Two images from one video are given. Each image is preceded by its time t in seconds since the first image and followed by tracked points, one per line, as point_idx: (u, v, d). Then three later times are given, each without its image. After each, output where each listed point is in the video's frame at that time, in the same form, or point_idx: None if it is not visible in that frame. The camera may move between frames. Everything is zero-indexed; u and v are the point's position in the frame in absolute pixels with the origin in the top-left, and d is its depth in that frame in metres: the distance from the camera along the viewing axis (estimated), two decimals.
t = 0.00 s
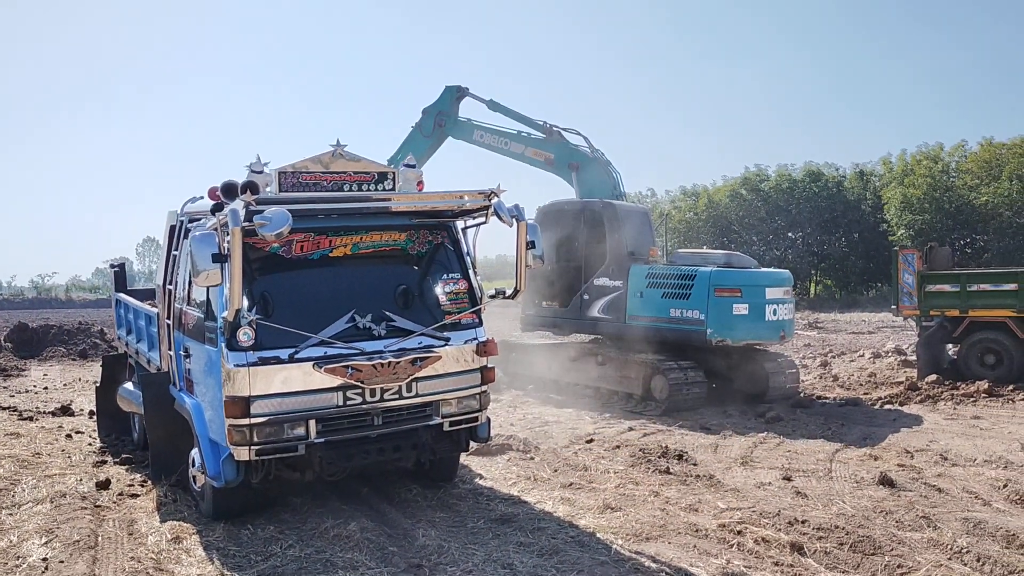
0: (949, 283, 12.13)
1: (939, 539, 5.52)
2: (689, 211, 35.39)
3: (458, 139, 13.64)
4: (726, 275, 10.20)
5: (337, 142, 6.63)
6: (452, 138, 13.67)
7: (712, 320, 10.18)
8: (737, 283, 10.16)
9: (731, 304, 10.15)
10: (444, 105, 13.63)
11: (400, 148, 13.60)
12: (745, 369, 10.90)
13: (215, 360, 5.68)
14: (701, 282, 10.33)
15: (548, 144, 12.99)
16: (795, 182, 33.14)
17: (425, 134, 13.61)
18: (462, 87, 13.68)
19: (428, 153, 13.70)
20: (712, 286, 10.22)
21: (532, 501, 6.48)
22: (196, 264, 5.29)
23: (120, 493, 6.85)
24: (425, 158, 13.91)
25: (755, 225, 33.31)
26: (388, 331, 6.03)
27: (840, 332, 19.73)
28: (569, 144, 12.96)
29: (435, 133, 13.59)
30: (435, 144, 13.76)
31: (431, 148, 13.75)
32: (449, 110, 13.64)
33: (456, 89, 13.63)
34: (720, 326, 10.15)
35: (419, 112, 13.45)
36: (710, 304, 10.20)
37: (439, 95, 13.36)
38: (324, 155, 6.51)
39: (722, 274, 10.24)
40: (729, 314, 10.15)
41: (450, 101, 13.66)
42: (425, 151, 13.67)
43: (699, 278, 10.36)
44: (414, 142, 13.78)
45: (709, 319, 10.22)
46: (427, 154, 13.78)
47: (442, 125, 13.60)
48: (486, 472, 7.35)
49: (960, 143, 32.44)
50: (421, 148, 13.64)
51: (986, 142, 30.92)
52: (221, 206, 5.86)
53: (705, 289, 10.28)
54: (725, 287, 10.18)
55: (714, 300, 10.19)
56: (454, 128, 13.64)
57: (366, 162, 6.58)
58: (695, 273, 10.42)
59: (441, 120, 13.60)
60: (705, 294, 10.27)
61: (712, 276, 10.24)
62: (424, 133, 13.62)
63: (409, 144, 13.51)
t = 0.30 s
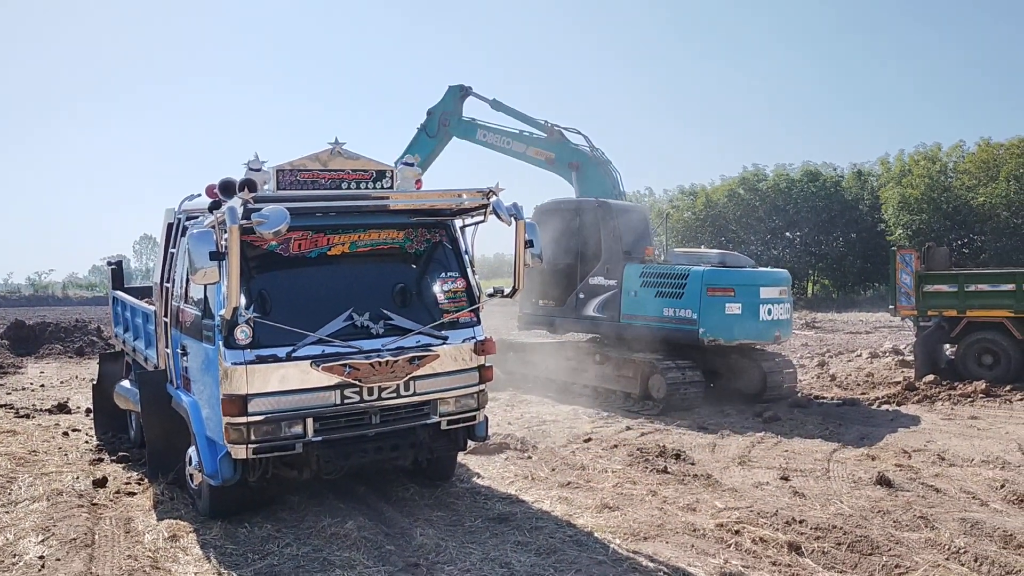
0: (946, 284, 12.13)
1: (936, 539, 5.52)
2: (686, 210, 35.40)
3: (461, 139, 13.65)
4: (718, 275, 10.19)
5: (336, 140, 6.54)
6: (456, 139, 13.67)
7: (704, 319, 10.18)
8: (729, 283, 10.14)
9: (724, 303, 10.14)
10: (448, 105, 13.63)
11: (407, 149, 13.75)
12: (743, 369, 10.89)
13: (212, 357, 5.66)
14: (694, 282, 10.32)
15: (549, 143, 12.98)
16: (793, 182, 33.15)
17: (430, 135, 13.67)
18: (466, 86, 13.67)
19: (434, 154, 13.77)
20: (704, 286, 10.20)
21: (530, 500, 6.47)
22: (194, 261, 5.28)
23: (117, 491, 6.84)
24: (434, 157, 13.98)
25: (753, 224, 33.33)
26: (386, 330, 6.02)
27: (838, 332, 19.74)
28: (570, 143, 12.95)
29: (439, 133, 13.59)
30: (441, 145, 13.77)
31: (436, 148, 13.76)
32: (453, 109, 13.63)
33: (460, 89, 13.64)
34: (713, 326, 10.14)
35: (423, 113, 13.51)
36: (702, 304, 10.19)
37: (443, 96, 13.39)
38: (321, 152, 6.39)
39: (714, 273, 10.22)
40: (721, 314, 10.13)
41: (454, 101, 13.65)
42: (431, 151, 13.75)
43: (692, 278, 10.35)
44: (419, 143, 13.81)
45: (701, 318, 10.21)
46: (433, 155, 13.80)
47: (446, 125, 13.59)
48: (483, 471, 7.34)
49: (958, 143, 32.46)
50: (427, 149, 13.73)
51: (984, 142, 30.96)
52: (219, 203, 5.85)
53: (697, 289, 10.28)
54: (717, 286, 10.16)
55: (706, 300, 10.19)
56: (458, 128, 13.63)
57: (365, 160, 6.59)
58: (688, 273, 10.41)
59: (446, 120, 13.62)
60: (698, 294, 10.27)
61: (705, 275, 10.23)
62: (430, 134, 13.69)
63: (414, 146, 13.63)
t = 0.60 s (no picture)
0: (940, 284, 12.15)
1: (932, 540, 5.53)
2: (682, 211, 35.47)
3: (461, 139, 13.74)
4: (709, 275, 10.20)
5: (332, 141, 6.58)
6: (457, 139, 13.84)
7: (695, 320, 10.19)
8: (720, 283, 10.15)
9: (715, 304, 10.15)
10: (448, 106, 13.79)
11: (411, 152, 14.06)
12: (738, 369, 10.90)
13: (207, 357, 5.65)
14: (685, 282, 10.33)
15: (547, 144, 12.99)
16: (788, 183, 33.23)
17: (432, 137, 13.92)
18: (466, 87, 13.67)
19: (437, 155, 14.02)
20: (696, 287, 10.22)
21: (525, 500, 6.47)
22: (189, 261, 5.27)
23: (111, 491, 6.81)
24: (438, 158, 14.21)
25: (748, 225, 33.41)
26: (381, 330, 6.01)
27: (833, 332, 19.81)
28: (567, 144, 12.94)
29: (440, 135, 13.87)
30: (444, 145, 14.05)
31: (440, 149, 14.08)
32: (453, 110, 13.78)
33: (460, 90, 13.68)
34: (703, 326, 10.16)
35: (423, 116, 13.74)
36: (693, 304, 10.21)
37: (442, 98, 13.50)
38: (318, 152, 6.44)
39: (705, 273, 10.24)
40: (712, 314, 10.14)
41: (454, 102, 13.76)
42: (433, 153, 14.01)
43: (684, 279, 10.37)
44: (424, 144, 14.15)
45: (692, 319, 10.23)
46: (437, 155, 14.12)
47: (447, 127, 13.82)
48: (479, 472, 7.34)
49: (952, 145, 32.57)
50: (429, 152, 14.00)
51: (978, 144, 31.08)
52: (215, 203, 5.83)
53: (688, 289, 10.29)
54: (708, 287, 10.17)
55: (697, 300, 10.20)
56: (458, 129, 13.77)
57: (361, 159, 6.59)
58: (680, 273, 10.43)
59: (446, 121, 13.79)
60: (689, 294, 10.28)
61: (696, 276, 10.24)
62: (432, 136, 13.93)
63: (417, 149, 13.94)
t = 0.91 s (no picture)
0: (938, 284, 12.18)
1: (931, 539, 5.53)
2: (680, 211, 35.51)
3: (463, 140, 13.76)
4: (704, 275, 10.21)
5: (331, 141, 6.55)
6: (460, 139, 13.83)
7: (690, 319, 10.21)
8: (714, 283, 10.16)
9: (709, 303, 10.15)
10: (450, 107, 13.81)
11: (416, 155, 14.15)
12: (735, 368, 10.94)
13: (206, 358, 5.64)
14: (680, 282, 10.34)
15: (547, 144, 13.00)
16: (786, 183, 33.28)
17: (435, 139, 13.95)
18: (467, 87, 13.66)
19: (441, 157, 14.06)
20: (690, 286, 10.23)
21: (524, 500, 6.47)
22: (188, 261, 5.26)
23: (110, 492, 6.81)
24: (443, 160, 14.25)
25: (746, 225, 33.45)
26: (380, 330, 6.00)
27: (831, 332, 19.86)
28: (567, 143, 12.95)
29: (443, 136, 13.88)
30: (448, 146, 14.06)
31: (444, 151, 14.09)
32: (454, 111, 13.79)
33: (461, 90, 13.68)
34: (698, 326, 10.17)
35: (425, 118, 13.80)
36: (688, 304, 10.22)
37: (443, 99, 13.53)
38: (315, 152, 6.44)
39: (700, 273, 10.24)
40: (706, 314, 10.15)
41: (455, 102, 13.77)
42: (437, 155, 14.05)
43: (678, 278, 10.38)
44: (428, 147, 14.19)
45: (686, 318, 10.24)
46: (442, 156, 14.15)
47: (449, 127, 13.83)
48: (477, 472, 7.33)
49: (950, 144, 32.61)
50: (433, 154, 14.05)
51: (976, 143, 31.14)
52: (213, 203, 5.82)
53: (683, 289, 10.30)
54: (703, 286, 10.18)
55: (692, 300, 10.21)
56: (460, 129, 13.79)
57: (359, 159, 6.58)
58: (675, 273, 10.43)
59: (448, 122, 13.81)
60: (684, 294, 10.29)
61: (690, 276, 10.24)
62: (435, 138, 13.97)
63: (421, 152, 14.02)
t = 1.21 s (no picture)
0: (941, 283, 12.16)
1: (935, 538, 5.53)
2: (682, 210, 35.50)
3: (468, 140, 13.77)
4: (703, 274, 10.19)
5: (333, 140, 6.54)
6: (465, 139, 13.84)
7: (690, 319, 10.20)
8: (714, 282, 10.15)
9: (709, 303, 10.14)
10: (454, 107, 13.83)
11: (425, 158, 14.23)
12: (738, 368, 10.94)
13: (209, 358, 5.64)
14: (680, 281, 10.33)
15: (550, 144, 12.99)
16: (788, 182, 33.29)
17: (442, 140, 13.99)
18: (471, 87, 13.66)
19: (448, 158, 14.10)
20: (689, 285, 10.22)
21: (528, 500, 6.46)
22: (191, 261, 5.26)
23: (113, 492, 6.81)
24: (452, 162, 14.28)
25: (748, 224, 33.42)
26: (383, 330, 6.00)
27: (834, 331, 19.86)
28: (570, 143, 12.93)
29: (449, 137, 13.91)
30: (455, 147, 14.07)
31: (451, 152, 14.11)
32: (459, 111, 13.80)
33: (465, 90, 13.69)
34: (698, 326, 10.16)
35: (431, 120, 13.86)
36: (687, 303, 10.21)
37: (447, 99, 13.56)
38: (319, 152, 6.40)
39: (699, 272, 10.23)
40: (706, 313, 10.14)
41: (459, 103, 13.79)
42: (444, 156, 14.08)
43: (678, 278, 10.37)
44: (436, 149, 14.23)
45: (686, 317, 10.23)
46: (449, 157, 14.17)
47: (455, 128, 13.84)
48: (481, 471, 7.33)
49: (953, 143, 32.59)
50: (440, 155, 14.10)
51: (978, 141, 31.13)
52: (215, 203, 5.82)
53: (683, 288, 10.29)
54: (702, 286, 10.17)
55: (692, 299, 10.20)
56: (465, 129, 13.80)
57: (362, 159, 6.58)
58: (674, 273, 10.43)
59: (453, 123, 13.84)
60: (683, 293, 10.28)
61: (689, 275, 10.24)
62: (441, 139, 14.01)
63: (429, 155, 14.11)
